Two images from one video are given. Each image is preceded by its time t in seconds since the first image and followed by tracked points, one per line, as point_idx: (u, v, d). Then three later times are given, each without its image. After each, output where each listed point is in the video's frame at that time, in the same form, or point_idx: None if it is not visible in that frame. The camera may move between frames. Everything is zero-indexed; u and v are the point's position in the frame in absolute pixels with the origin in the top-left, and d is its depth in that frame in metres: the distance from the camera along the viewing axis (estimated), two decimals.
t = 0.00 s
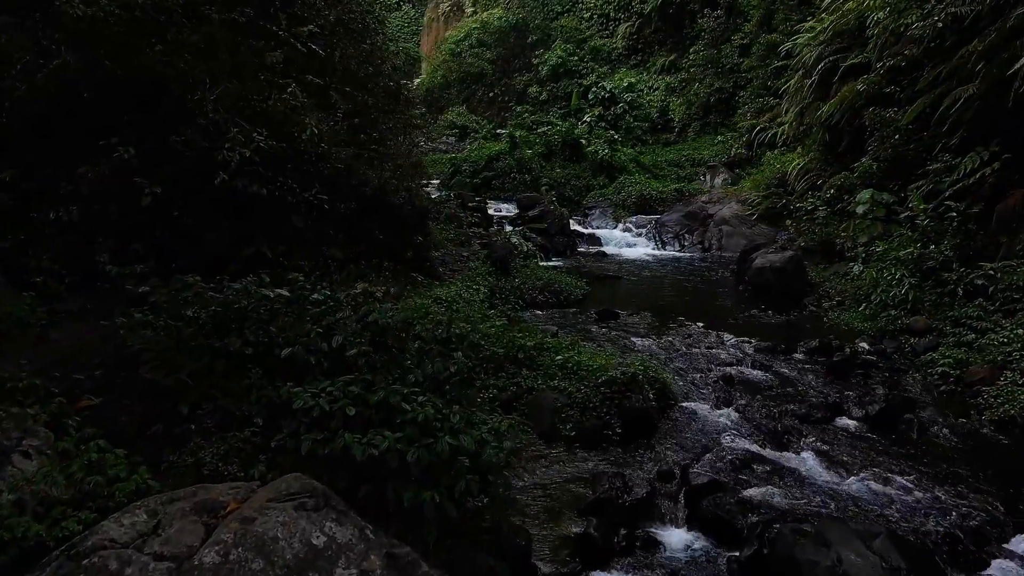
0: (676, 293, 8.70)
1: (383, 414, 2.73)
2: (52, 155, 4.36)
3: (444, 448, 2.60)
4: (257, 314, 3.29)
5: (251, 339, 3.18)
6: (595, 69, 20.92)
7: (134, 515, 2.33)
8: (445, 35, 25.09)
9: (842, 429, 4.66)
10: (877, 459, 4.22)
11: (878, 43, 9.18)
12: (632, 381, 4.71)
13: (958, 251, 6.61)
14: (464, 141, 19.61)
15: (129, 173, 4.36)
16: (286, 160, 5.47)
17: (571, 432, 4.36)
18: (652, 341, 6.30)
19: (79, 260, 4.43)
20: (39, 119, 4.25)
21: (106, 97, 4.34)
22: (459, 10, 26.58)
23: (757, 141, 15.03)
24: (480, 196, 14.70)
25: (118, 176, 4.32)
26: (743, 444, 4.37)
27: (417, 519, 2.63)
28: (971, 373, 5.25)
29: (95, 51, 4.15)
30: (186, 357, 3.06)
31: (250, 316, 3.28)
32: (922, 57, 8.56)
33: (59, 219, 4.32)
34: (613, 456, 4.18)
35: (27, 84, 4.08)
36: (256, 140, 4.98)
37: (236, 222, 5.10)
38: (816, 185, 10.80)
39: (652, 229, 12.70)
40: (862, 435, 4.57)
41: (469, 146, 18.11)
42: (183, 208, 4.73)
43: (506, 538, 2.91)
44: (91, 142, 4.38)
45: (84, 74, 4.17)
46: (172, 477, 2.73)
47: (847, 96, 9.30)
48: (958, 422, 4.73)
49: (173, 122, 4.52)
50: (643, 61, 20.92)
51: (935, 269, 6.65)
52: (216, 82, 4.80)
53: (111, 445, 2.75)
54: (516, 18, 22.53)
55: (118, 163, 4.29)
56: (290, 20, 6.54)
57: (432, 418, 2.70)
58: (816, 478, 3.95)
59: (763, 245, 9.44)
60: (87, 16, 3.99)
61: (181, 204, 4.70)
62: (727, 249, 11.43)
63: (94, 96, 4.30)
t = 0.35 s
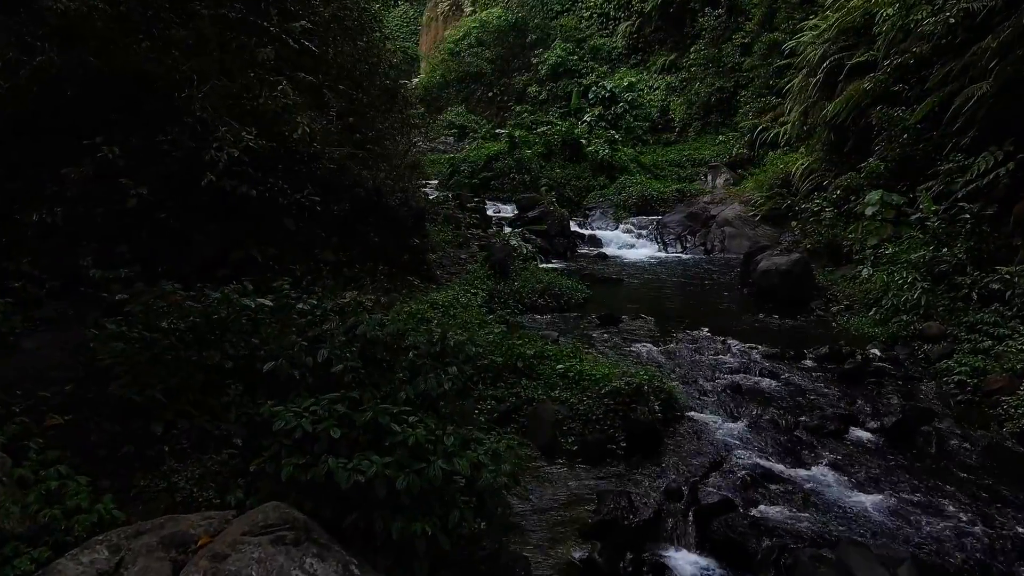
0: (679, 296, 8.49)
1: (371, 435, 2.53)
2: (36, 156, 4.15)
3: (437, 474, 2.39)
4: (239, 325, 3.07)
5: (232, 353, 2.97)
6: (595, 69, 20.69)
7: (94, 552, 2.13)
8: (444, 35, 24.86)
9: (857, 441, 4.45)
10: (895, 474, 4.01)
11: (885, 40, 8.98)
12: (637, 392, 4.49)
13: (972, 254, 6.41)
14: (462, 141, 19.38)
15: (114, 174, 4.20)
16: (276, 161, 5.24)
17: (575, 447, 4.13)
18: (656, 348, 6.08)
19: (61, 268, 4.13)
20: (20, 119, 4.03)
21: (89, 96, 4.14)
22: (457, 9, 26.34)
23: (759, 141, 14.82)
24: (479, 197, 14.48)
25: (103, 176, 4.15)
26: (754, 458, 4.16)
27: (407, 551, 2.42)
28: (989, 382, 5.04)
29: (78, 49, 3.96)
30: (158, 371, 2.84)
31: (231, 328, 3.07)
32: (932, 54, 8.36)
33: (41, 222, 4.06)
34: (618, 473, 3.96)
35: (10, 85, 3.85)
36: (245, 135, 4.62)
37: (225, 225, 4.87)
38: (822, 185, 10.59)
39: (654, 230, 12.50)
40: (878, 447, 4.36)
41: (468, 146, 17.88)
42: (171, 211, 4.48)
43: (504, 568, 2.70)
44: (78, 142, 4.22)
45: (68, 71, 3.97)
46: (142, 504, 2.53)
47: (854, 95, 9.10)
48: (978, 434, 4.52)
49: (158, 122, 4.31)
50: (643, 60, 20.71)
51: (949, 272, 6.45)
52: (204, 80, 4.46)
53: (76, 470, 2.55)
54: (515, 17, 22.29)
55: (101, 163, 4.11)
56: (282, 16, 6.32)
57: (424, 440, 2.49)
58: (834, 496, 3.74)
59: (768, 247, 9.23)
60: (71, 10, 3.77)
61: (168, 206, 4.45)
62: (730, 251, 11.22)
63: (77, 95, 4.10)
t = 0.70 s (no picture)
0: (682, 299, 8.29)
1: (358, 458, 2.33)
2: (15, 158, 3.80)
3: (430, 502, 2.19)
4: (217, 336, 2.86)
5: (210, 367, 2.77)
6: (594, 68, 20.49)
7: None
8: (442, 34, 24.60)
9: (872, 454, 4.26)
10: (915, 492, 3.81)
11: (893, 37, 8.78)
12: (642, 403, 4.28)
13: (986, 257, 6.22)
14: (461, 141, 19.15)
15: (99, 175, 3.98)
16: (266, 162, 4.98)
17: (575, 460, 3.93)
18: (660, 354, 5.88)
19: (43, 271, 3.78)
20: None
21: (73, 94, 3.88)
22: (456, 7, 26.07)
23: (761, 141, 14.62)
24: (478, 198, 14.26)
25: (88, 176, 3.93)
26: (764, 473, 3.96)
27: None
28: (1007, 390, 4.84)
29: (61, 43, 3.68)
30: (128, 388, 2.66)
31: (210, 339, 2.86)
32: (941, 51, 8.16)
33: (24, 225, 3.70)
34: (621, 488, 3.76)
35: None
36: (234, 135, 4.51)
37: (213, 228, 4.62)
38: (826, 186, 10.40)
39: (655, 231, 12.30)
40: (894, 461, 4.16)
41: (467, 147, 17.65)
42: (156, 213, 4.27)
43: None
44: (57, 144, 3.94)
45: (52, 68, 3.69)
46: (109, 535, 2.33)
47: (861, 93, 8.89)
48: (998, 447, 4.32)
49: (145, 121, 4.15)
50: (644, 60, 20.51)
51: (961, 276, 6.26)
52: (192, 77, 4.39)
53: (38, 497, 2.36)
54: (514, 16, 22.07)
55: (86, 163, 3.89)
56: (274, 11, 6.11)
57: (415, 465, 2.29)
58: (851, 517, 3.54)
59: (773, 249, 9.03)
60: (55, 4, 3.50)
61: (154, 208, 4.24)
62: (733, 253, 11.02)
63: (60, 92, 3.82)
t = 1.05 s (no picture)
0: (685, 303, 8.11)
1: (343, 483, 2.16)
2: None
3: (420, 534, 2.03)
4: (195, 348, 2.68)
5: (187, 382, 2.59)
6: (593, 67, 20.30)
7: None
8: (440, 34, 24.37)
9: (888, 467, 4.08)
10: (936, 508, 3.62)
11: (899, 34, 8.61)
12: (648, 414, 4.09)
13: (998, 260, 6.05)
14: (459, 142, 18.91)
15: (83, 176, 3.65)
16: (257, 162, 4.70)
17: (576, 474, 3.74)
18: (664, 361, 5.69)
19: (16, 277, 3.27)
20: None
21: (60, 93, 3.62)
22: (455, 7, 25.84)
23: (762, 141, 14.45)
24: (477, 199, 14.05)
25: (74, 178, 3.61)
26: (776, 489, 3.77)
27: None
28: None
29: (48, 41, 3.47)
30: (98, 404, 2.37)
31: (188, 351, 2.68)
32: (949, 49, 7.99)
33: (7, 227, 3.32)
34: (626, 505, 3.57)
35: None
36: (223, 133, 4.31)
37: (203, 231, 4.29)
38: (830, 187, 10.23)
39: (656, 232, 12.12)
40: (912, 474, 3.98)
41: (466, 147, 17.43)
42: (143, 215, 3.96)
43: None
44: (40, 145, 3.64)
45: (37, 65, 3.41)
46: (74, 565, 2.15)
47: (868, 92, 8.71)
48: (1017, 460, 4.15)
49: (127, 120, 3.93)
50: (643, 59, 20.33)
51: (974, 279, 6.08)
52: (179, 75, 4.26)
53: None
54: (513, 16, 21.85)
55: (70, 164, 3.59)
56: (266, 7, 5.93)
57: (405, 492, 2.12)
58: (870, 537, 3.36)
59: (777, 251, 8.85)
60: None
61: (140, 210, 3.94)
62: (736, 255, 10.84)
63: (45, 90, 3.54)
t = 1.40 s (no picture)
0: (690, 306, 7.91)
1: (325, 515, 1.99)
2: None
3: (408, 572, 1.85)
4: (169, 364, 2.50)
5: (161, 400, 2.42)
6: (595, 67, 20.12)
7: None
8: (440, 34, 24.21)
9: (907, 481, 3.88)
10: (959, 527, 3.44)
11: (909, 32, 8.41)
12: (655, 427, 3.90)
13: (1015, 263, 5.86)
14: (460, 142, 18.75)
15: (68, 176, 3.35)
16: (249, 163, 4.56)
17: (580, 490, 3.55)
18: (670, 368, 5.50)
19: None
20: None
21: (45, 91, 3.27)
22: (455, 7, 25.66)
23: (767, 141, 14.26)
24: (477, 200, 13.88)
25: (59, 178, 3.30)
26: (791, 507, 3.59)
27: None
28: None
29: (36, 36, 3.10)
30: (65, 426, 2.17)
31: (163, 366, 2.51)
32: (961, 47, 7.80)
33: None
34: (634, 525, 3.38)
35: None
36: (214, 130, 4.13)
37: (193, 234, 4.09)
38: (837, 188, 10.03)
39: (659, 233, 11.92)
40: (932, 490, 3.79)
41: (467, 147, 17.26)
42: (131, 217, 3.70)
43: None
44: (21, 144, 3.25)
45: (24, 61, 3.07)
46: None
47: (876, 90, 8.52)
48: None
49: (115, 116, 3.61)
50: (646, 59, 20.13)
51: (991, 283, 5.89)
52: (167, 71, 3.95)
53: None
54: (514, 15, 21.67)
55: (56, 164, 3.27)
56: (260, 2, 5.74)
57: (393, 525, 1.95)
58: (890, 559, 3.17)
59: (784, 253, 8.66)
60: None
61: (128, 212, 3.68)
62: (741, 256, 10.65)
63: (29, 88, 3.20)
